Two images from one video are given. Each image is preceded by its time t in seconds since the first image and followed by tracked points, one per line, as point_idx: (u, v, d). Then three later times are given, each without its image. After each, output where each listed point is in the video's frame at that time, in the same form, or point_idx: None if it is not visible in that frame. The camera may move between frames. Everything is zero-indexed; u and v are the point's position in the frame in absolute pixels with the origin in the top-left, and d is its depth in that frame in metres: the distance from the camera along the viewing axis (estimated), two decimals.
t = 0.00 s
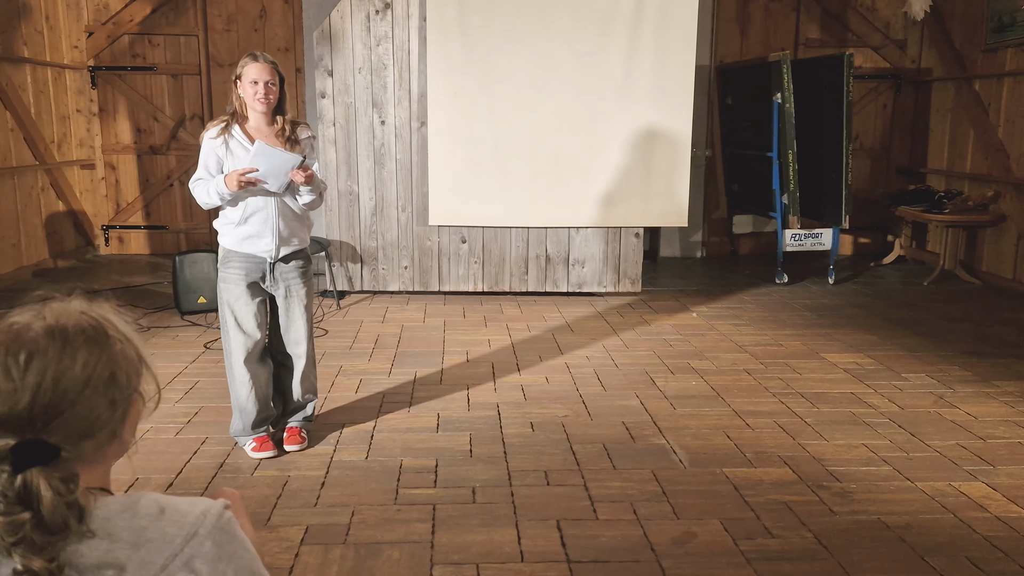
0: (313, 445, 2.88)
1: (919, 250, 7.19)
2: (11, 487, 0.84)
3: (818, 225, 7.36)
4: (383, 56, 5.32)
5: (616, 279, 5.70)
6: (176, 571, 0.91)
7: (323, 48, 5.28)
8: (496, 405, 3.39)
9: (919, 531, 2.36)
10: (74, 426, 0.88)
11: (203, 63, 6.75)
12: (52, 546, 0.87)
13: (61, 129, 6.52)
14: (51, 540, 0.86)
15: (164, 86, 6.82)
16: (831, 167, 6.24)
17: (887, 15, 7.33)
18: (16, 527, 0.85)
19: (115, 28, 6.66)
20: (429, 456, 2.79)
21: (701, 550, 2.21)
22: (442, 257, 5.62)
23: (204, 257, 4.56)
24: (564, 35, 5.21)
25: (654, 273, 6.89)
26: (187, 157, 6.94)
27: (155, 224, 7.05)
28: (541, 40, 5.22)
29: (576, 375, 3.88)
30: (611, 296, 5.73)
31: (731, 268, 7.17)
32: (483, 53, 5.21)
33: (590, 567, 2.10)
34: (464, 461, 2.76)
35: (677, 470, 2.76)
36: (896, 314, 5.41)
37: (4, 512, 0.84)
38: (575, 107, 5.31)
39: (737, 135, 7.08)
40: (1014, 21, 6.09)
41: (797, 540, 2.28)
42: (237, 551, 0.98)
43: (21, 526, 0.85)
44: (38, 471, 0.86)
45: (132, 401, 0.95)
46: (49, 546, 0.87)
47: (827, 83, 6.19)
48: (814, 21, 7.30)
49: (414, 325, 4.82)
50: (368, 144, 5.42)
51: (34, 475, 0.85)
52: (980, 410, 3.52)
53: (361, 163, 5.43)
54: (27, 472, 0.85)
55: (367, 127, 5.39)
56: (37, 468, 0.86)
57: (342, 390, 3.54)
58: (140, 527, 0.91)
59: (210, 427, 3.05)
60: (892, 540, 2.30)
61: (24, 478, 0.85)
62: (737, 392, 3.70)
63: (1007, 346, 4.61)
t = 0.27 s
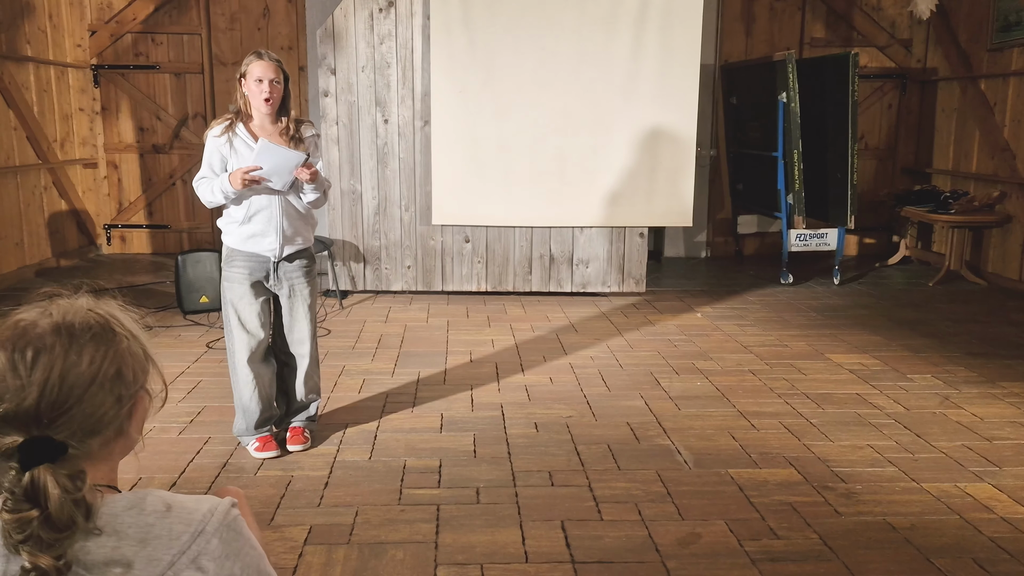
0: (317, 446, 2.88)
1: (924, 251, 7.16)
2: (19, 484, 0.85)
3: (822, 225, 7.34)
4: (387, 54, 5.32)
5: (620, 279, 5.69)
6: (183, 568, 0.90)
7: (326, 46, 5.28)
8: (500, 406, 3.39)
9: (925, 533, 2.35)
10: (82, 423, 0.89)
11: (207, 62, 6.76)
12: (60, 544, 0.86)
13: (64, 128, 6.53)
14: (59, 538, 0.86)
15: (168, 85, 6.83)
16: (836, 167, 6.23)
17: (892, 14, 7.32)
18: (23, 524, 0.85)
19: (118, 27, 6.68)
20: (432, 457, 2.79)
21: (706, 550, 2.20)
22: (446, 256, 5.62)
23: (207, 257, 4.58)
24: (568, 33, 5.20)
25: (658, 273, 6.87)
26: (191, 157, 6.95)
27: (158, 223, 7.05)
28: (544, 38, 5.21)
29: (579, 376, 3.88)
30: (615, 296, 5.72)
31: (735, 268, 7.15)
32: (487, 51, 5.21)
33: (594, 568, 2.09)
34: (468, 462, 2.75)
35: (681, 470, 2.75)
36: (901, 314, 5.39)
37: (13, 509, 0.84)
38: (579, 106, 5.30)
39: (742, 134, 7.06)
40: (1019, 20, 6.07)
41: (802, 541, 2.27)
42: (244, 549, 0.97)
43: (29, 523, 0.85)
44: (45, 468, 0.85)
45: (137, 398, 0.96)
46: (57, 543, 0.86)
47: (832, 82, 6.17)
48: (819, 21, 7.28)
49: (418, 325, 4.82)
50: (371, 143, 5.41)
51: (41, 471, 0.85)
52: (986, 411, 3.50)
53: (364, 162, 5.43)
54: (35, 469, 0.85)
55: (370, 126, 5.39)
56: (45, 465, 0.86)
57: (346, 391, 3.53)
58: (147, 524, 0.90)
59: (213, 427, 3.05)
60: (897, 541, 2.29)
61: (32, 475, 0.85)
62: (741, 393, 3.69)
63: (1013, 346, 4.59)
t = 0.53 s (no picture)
0: (317, 447, 2.87)
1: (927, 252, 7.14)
2: (17, 487, 0.83)
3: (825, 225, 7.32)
4: (387, 53, 5.31)
5: (622, 279, 5.67)
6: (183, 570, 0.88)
7: (326, 46, 5.27)
8: (501, 407, 3.37)
9: (928, 534, 2.33)
10: (80, 425, 0.88)
11: (206, 62, 6.75)
12: (59, 547, 0.84)
13: (63, 128, 6.53)
14: (58, 540, 0.83)
15: (168, 85, 6.82)
16: (838, 166, 6.21)
17: (894, 14, 7.30)
18: (21, 527, 0.82)
19: (118, 26, 6.67)
20: (433, 458, 2.78)
21: (708, 553, 2.18)
22: (446, 256, 5.61)
23: (207, 257, 4.58)
24: (569, 32, 5.19)
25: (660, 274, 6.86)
26: (191, 156, 6.95)
27: (157, 223, 7.05)
28: (545, 38, 5.20)
29: (581, 377, 3.86)
30: (616, 297, 5.71)
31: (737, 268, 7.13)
32: (487, 50, 5.19)
33: (596, 570, 2.08)
34: (468, 463, 2.74)
35: (683, 472, 2.74)
36: (904, 315, 5.38)
37: (10, 511, 0.82)
38: (579, 105, 5.28)
39: (744, 134, 7.05)
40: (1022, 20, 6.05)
41: (805, 544, 2.26)
42: (244, 551, 0.95)
43: (27, 526, 0.83)
44: (43, 469, 0.84)
45: (137, 400, 0.94)
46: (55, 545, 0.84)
47: (835, 81, 6.15)
48: (821, 20, 7.27)
49: (418, 326, 4.80)
50: (372, 143, 5.40)
51: (40, 473, 0.83)
52: (990, 412, 3.48)
53: (364, 162, 5.42)
54: (33, 471, 0.83)
55: (370, 126, 5.38)
56: (42, 466, 0.84)
57: (346, 392, 3.52)
58: (146, 527, 0.88)
59: (213, 428, 3.04)
60: (900, 543, 2.27)
61: (30, 478, 0.83)
62: (743, 394, 3.67)
63: (1016, 347, 4.58)
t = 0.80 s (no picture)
0: (315, 448, 2.87)
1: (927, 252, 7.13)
2: (9, 489, 0.83)
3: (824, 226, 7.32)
4: (386, 54, 5.31)
5: (621, 280, 5.67)
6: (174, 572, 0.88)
7: (326, 46, 5.27)
8: (499, 407, 3.38)
9: (926, 536, 2.33)
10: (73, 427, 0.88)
11: (206, 62, 6.75)
12: (51, 548, 0.84)
13: (62, 128, 6.53)
14: (50, 542, 0.84)
15: (167, 85, 6.83)
16: (838, 167, 6.21)
17: (894, 14, 7.29)
18: (13, 527, 0.83)
19: (118, 26, 6.68)
20: (431, 459, 2.78)
21: (705, 554, 2.19)
22: (446, 257, 5.61)
23: (206, 258, 4.58)
24: (569, 33, 5.19)
25: (659, 274, 6.86)
26: (191, 156, 6.95)
27: (157, 223, 7.05)
28: (544, 38, 5.20)
29: (579, 378, 3.86)
30: (616, 297, 5.71)
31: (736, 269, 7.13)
32: (486, 51, 5.20)
33: (592, 571, 2.08)
34: (466, 464, 2.74)
35: (681, 473, 2.74)
36: (903, 316, 5.38)
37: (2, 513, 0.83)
38: (578, 105, 5.29)
39: (744, 134, 7.05)
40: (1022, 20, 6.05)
41: (802, 545, 2.26)
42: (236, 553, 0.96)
43: (18, 527, 0.83)
44: (35, 471, 0.84)
45: (129, 403, 0.94)
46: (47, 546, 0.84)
47: (835, 82, 6.14)
48: (821, 21, 7.27)
49: (417, 326, 4.80)
50: (371, 143, 5.41)
51: (31, 475, 0.83)
52: (988, 413, 3.48)
53: (364, 162, 5.42)
54: (25, 472, 0.83)
55: (369, 126, 5.38)
56: (35, 468, 0.84)
57: (345, 392, 3.53)
58: (138, 528, 0.89)
59: (211, 429, 3.04)
60: (897, 545, 2.27)
61: (21, 479, 0.83)
62: (742, 395, 3.67)
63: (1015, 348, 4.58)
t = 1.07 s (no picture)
0: (315, 448, 2.89)
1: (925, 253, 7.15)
2: (8, 489, 0.84)
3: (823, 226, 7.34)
4: (387, 56, 5.32)
5: (621, 280, 5.68)
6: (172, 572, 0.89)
7: (327, 47, 5.29)
8: (499, 407, 3.39)
9: (923, 536, 2.35)
10: (72, 428, 0.89)
11: (207, 63, 6.77)
12: (50, 548, 0.85)
13: (65, 129, 6.54)
14: (48, 542, 0.85)
15: (169, 86, 6.85)
16: (837, 168, 6.22)
17: (894, 16, 7.31)
18: (11, 528, 0.84)
19: (120, 27, 6.69)
20: (431, 459, 2.79)
21: (704, 554, 2.20)
22: (446, 257, 5.62)
23: (208, 258, 4.60)
24: (569, 35, 5.21)
25: (659, 274, 6.87)
26: (192, 157, 6.96)
27: (159, 224, 7.07)
28: (545, 40, 5.21)
29: (579, 378, 3.88)
30: (616, 298, 5.72)
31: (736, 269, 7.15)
32: (486, 53, 5.21)
33: (592, 571, 2.10)
34: (466, 464, 2.76)
35: (680, 473, 2.75)
36: (901, 316, 5.40)
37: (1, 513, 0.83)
38: (578, 107, 5.30)
39: (744, 136, 7.06)
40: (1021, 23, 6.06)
41: (801, 545, 2.27)
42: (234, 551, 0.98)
43: (17, 527, 0.84)
44: (32, 472, 0.85)
45: (127, 406, 0.96)
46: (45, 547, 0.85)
47: (834, 83, 6.16)
48: (821, 22, 7.29)
49: (418, 327, 4.82)
50: (372, 145, 5.42)
51: (30, 475, 0.85)
52: (985, 414, 3.50)
53: (365, 163, 5.44)
54: (24, 473, 0.84)
55: (370, 128, 5.40)
56: (34, 468, 0.85)
57: (345, 392, 3.54)
58: (137, 529, 0.90)
59: (212, 429, 3.06)
60: (896, 545, 2.29)
61: (20, 480, 0.84)
62: (740, 395, 3.69)
63: (1013, 349, 4.59)
